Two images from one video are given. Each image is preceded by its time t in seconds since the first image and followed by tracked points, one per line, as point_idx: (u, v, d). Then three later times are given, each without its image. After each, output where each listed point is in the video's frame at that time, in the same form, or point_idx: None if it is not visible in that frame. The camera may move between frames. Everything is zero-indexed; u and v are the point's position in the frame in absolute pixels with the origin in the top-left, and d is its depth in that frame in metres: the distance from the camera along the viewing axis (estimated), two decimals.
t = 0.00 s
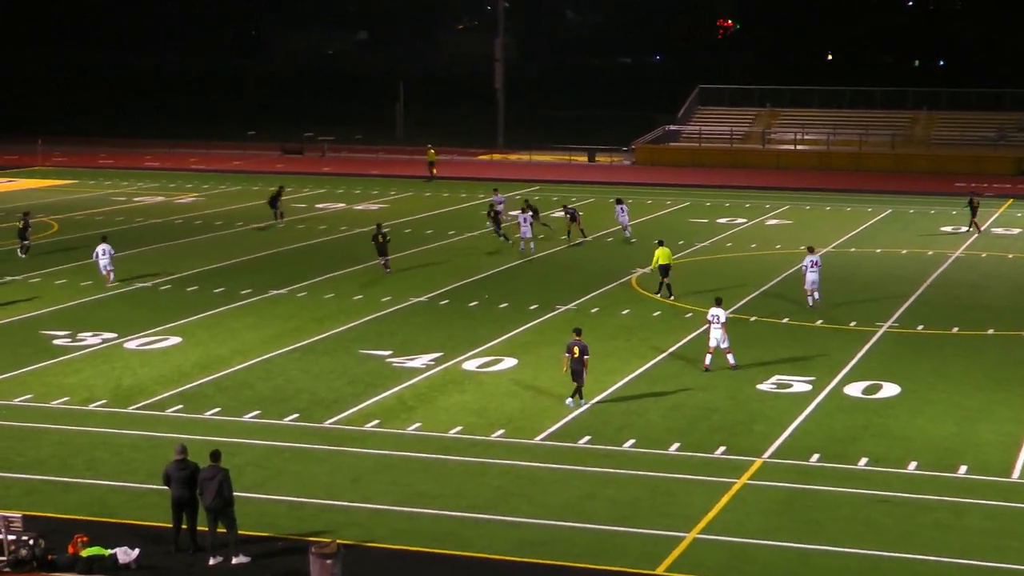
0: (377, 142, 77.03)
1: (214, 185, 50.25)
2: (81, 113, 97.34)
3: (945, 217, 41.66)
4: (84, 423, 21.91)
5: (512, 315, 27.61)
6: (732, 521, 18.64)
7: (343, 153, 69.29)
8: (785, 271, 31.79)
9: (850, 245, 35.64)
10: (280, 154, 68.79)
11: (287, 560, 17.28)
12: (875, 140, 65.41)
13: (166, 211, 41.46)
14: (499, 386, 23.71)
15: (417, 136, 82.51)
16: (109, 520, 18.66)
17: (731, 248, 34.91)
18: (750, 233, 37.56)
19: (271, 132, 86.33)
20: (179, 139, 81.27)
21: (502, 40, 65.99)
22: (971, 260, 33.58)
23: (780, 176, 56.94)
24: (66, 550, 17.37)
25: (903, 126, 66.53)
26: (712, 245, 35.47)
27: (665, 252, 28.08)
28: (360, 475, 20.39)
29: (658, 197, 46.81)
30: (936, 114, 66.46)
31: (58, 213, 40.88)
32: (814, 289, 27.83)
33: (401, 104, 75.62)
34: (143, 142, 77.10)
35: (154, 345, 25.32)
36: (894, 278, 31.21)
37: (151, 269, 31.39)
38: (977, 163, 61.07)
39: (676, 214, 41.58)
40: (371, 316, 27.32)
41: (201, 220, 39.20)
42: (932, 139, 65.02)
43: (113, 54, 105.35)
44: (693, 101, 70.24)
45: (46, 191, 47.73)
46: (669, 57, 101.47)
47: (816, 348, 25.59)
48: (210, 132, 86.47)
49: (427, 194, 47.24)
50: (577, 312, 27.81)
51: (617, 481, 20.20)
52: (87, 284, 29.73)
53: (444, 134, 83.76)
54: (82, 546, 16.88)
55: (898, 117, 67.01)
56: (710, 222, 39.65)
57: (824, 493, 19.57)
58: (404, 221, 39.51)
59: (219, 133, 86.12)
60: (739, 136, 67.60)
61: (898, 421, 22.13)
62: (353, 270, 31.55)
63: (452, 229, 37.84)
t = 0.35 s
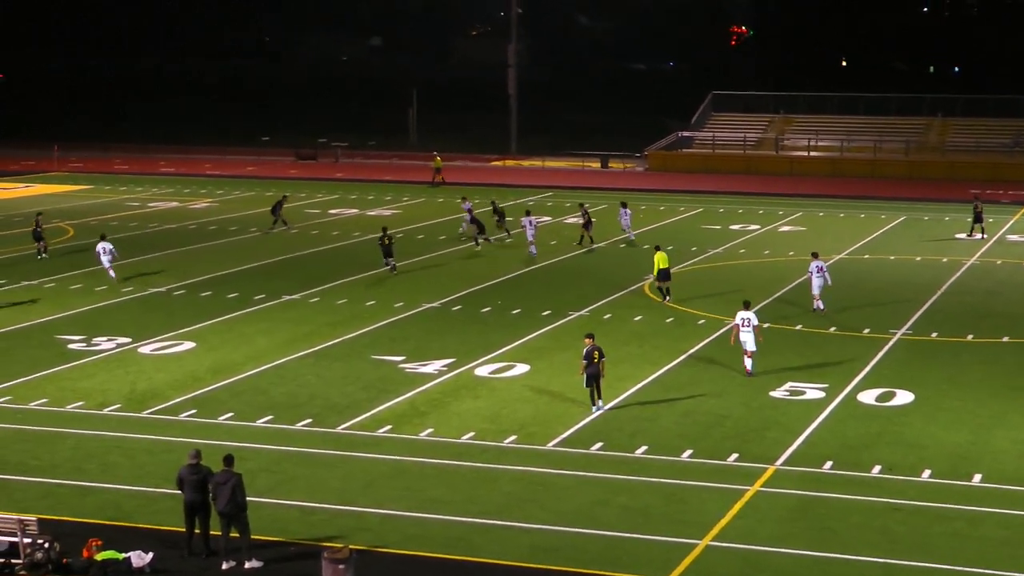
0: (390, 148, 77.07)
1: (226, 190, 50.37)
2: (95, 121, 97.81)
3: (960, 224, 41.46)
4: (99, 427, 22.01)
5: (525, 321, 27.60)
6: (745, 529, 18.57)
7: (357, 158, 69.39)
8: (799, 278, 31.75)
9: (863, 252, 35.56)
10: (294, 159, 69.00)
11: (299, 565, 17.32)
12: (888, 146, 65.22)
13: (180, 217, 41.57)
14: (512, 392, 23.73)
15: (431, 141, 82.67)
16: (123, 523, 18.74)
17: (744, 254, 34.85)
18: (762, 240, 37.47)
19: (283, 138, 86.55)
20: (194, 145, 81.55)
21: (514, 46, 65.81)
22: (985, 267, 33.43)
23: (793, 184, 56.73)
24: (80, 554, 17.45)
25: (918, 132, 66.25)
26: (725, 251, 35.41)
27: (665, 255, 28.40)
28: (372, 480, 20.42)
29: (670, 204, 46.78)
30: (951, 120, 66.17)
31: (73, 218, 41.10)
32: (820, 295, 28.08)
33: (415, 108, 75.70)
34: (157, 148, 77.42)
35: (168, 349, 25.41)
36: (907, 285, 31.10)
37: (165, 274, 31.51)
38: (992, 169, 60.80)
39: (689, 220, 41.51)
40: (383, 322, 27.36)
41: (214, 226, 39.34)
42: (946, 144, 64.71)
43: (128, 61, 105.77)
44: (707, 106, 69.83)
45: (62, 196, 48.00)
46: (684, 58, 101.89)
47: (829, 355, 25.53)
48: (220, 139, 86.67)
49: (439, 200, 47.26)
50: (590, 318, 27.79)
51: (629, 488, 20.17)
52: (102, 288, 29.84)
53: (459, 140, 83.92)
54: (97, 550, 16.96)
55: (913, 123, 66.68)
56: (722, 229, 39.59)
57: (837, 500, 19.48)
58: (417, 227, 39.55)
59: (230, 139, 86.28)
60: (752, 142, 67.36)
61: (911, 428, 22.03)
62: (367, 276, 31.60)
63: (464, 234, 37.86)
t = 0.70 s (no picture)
0: (419, 154, 77.06)
1: (256, 196, 50.58)
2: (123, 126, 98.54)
3: (990, 232, 40.98)
4: (128, 430, 22.19)
5: (552, 327, 27.59)
6: (772, 538, 18.43)
7: (386, 164, 69.47)
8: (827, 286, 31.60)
9: (891, 260, 35.31)
10: (321, 164, 69.18)
11: (324, 570, 17.37)
12: (917, 152, 64.54)
13: (211, 221, 41.84)
14: (539, 398, 23.73)
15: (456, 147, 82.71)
16: (151, 526, 18.90)
17: (772, 262, 34.68)
18: (788, 247, 37.30)
19: (312, 143, 86.92)
20: (225, 151, 81.99)
21: (540, 52, 65.56)
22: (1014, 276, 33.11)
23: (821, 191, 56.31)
24: (109, 556, 17.62)
25: (948, 140, 64.84)
26: (752, 258, 35.26)
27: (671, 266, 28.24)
28: (397, 486, 20.47)
29: (696, 211, 46.62)
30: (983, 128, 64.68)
31: (105, 223, 41.41)
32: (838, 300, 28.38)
33: (442, 113, 75.72)
34: (186, 154, 77.82)
35: (196, 354, 25.58)
36: (936, 294, 30.86)
37: (193, 279, 31.71)
38: None
39: (717, 228, 41.35)
40: (408, 328, 27.41)
41: (241, 232, 39.53)
42: (976, 153, 63.47)
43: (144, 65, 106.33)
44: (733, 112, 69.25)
45: (93, 201, 48.34)
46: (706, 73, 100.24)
47: (857, 364, 25.36)
48: (251, 144, 87.18)
49: (467, 206, 47.32)
50: (616, 325, 27.75)
51: (656, 496, 20.10)
52: (132, 293, 30.07)
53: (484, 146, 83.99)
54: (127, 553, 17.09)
55: (943, 131, 65.25)
56: (749, 236, 39.42)
57: (866, 510, 19.30)
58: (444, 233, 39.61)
59: (261, 145, 86.75)
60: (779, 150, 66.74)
61: (941, 439, 21.82)
62: (394, 281, 31.70)
63: (490, 241, 37.89)
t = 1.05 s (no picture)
0: (516, 159, 77.27)
1: (354, 202, 50.96)
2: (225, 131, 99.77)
3: None
4: (227, 433, 22.43)
5: (649, 335, 27.49)
6: (872, 550, 18.18)
7: (482, 170, 69.74)
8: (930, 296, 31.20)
9: (997, 269, 34.74)
10: (420, 171, 69.42)
11: None
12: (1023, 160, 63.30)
13: (309, 227, 42.24)
14: (637, 405, 23.68)
15: (554, 154, 82.89)
16: (250, 527, 19.11)
17: (873, 270, 34.27)
18: (892, 255, 36.89)
19: (410, 150, 87.55)
20: (326, 156, 82.74)
21: (638, 58, 65.22)
22: None
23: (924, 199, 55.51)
24: (209, 557, 17.83)
25: None
26: (853, 266, 34.90)
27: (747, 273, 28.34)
28: (494, 492, 20.51)
29: (797, 218, 46.28)
30: None
31: (206, 228, 41.94)
32: (928, 308, 28.15)
33: (540, 121, 75.66)
34: (286, 160, 78.55)
35: (295, 358, 25.80)
36: None
37: (293, 284, 32.02)
38: None
39: (818, 235, 41.02)
40: (506, 335, 27.46)
41: (340, 237, 39.81)
42: None
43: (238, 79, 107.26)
44: (834, 121, 68.05)
45: (194, 207, 48.98)
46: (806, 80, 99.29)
47: (961, 374, 24.99)
48: (349, 150, 88.22)
49: (564, 212, 47.37)
50: (715, 334, 27.60)
51: (753, 505, 19.94)
52: (232, 298, 30.40)
53: (581, 154, 83.84)
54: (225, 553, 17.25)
55: None
56: (851, 244, 39.05)
57: (969, 524, 18.96)
58: (542, 239, 39.68)
59: (361, 150, 87.62)
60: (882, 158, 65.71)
61: None
62: (492, 287, 31.81)
63: (588, 248, 37.89)
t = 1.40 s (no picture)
0: (589, 166, 77.10)
1: (425, 206, 51.08)
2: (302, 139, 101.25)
3: None
4: (299, 436, 22.54)
5: (720, 341, 27.36)
6: (948, 560, 17.93)
7: (555, 175, 69.79)
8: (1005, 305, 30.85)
9: None
10: (492, 176, 69.49)
11: None
12: None
13: (381, 231, 42.44)
14: (708, 411, 23.58)
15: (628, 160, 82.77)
16: (321, 530, 19.18)
17: (949, 277, 33.94)
18: (969, 262, 36.49)
19: (483, 155, 87.72)
20: (400, 162, 83.04)
21: (713, 64, 64.74)
22: None
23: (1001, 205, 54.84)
24: (280, 559, 17.94)
25: None
26: (928, 273, 34.59)
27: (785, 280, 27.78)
28: (565, 497, 20.47)
29: (873, 224, 45.97)
30: None
31: (278, 232, 42.22)
32: (997, 313, 27.91)
33: (612, 126, 75.59)
34: (361, 165, 79.04)
35: (366, 362, 25.89)
36: None
37: (367, 288, 32.17)
38: None
39: (893, 241, 40.73)
40: (577, 340, 27.43)
41: (411, 241, 39.96)
42: None
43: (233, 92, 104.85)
44: (911, 127, 66.66)
45: (267, 211, 49.34)
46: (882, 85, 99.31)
47: None
48: (425, 155, 88.48)
49: (636, 218, 47.25)
50: (786, 340, 27.44)
51: (827, 514, 19.74)
52: (304, 302, 30.57)
53: (653, 159, 83.93)
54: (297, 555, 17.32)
55: None
56: (927, 250, 38.69)
57: None
58: (614, 244, 39.63)
59: (436, 156, 87.83)
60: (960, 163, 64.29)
61: None
62: (563, 292, 31.77)
63: (660, 253, 37.79)
